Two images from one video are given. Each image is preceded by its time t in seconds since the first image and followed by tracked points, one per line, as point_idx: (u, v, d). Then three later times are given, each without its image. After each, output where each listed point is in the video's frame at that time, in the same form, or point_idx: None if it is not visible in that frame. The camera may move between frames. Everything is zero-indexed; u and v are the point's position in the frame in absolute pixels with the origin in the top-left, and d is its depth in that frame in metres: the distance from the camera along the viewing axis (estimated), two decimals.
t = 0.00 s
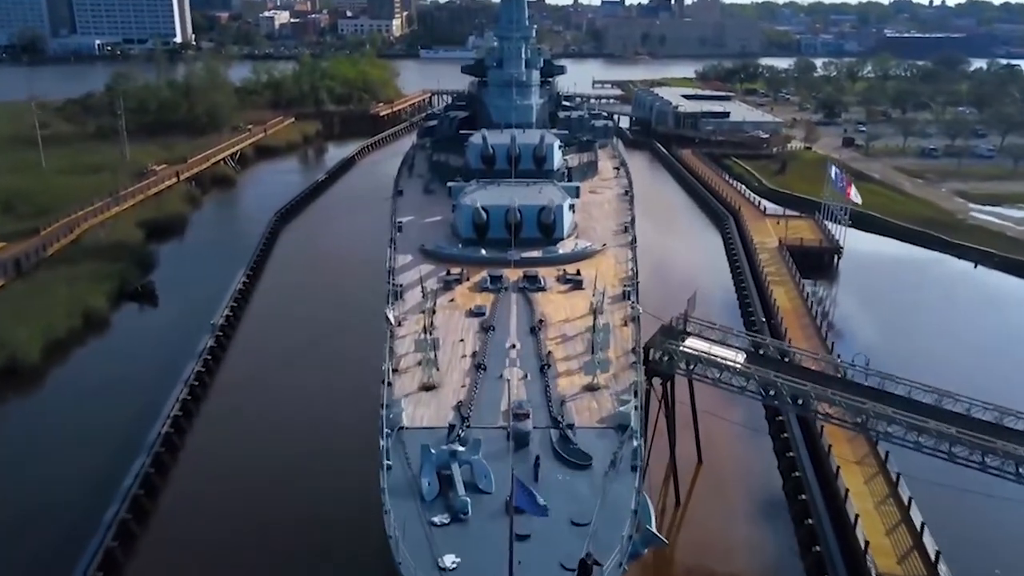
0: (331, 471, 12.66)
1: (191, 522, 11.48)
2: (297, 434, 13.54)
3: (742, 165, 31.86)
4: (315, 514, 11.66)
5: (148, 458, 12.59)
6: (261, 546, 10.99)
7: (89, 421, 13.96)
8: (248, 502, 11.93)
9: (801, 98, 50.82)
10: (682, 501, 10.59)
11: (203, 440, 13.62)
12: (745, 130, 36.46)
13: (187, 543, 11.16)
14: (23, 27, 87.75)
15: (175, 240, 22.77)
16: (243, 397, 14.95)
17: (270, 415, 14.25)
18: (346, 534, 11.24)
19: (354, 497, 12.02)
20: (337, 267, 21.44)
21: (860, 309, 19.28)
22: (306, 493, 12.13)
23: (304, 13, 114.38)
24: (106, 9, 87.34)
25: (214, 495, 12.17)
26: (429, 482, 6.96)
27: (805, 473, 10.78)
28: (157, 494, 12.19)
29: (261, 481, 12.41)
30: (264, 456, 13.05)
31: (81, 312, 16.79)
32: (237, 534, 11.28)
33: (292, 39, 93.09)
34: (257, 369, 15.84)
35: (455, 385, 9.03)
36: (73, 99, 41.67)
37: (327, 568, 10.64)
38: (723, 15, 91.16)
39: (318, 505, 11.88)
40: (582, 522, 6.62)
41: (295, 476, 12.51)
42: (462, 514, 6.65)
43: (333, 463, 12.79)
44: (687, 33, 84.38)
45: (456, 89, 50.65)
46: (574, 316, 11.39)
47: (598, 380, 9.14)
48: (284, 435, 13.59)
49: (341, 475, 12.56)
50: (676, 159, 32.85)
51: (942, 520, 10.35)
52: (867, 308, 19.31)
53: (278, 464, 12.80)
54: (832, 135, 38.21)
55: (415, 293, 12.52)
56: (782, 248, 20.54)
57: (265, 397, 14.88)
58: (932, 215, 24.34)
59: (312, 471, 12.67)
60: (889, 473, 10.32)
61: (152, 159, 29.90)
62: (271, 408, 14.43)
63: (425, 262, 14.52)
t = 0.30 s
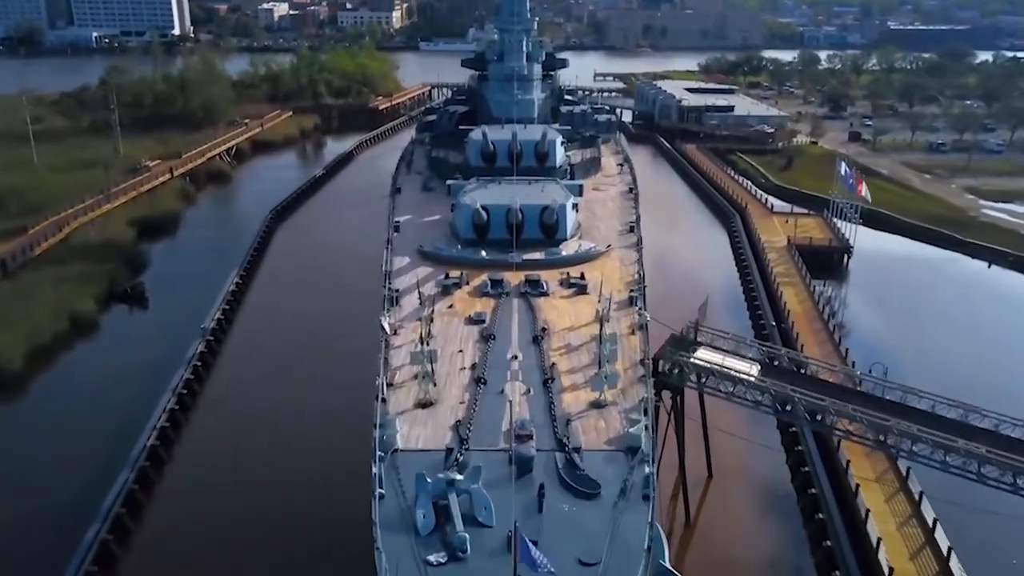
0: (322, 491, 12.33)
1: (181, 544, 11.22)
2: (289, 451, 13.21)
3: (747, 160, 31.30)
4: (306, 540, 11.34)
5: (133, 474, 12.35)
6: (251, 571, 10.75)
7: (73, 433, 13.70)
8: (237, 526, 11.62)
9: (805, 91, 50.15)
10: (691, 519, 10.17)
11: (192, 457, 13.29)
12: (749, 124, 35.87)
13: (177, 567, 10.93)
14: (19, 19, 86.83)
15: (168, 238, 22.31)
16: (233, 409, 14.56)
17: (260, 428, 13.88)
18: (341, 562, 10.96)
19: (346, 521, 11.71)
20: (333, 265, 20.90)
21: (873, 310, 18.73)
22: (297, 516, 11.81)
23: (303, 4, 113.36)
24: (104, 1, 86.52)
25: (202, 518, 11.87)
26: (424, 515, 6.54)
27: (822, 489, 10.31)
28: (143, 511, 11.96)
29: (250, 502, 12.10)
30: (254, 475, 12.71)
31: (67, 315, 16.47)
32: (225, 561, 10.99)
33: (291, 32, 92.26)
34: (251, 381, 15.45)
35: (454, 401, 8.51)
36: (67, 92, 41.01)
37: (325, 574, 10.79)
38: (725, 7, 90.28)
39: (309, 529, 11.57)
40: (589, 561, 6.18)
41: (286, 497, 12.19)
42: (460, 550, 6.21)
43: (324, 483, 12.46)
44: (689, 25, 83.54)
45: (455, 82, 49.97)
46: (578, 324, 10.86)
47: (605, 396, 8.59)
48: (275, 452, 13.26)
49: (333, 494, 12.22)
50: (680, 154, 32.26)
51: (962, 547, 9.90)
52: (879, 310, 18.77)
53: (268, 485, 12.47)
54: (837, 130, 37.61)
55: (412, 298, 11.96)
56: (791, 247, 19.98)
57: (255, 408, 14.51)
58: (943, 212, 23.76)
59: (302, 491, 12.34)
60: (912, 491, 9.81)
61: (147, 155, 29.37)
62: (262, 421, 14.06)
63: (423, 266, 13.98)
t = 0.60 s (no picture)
0: (316, 500, 11.78)
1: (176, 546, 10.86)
2: (280, 460, 12.56)
3: (752, 155, 30.66)
4: (297, 557, 10.72)
5: (111, 495, 11.55)
6: None
7: (50, 447, 12.95)
8: (227, 537, 11.09)
9: (810, 83, 49.40)
10: (703, 541, 9.61)
11: (179, 466, 12.68)
12: (755, 118, 35.22)
13: None
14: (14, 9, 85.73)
15: (158, 237, 21.66)
16: (222, 416, 13.92)
17: (250, 435, 13.22)
18: None
19: (340, 537, 11.08)
20: (329, 265, 20.22)
21: (887, 312, 18.12)
22: (288, 528, 11.24)
23: None
24: None
25: (187, 533, 11.22)
26: (417, 561, 6.03)
27: (841, 512, 9.75)
28: (120, 535, 11.20)
29: (239, 516, 11.45)
30: (242, 487, 12.06)
31: (51, 318, 15.88)
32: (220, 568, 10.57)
33: (290, 22, 91.23)
34: (243, 384, 14.87)
35: (451, 423, 7.93)
36: (60, 85, 40.30)
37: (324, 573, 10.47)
38: None
39: (300, 546, 10.93)
40: None
41: (275, 511, 11.54)
42: None
43: (317, 496, 11.83)
44: (692, 16, 82.65)
45: (455, 74, 49.24)
46: (584, 334, 10.26)
47: (613, 418, 8.01)
48: (265, 461, 12.60)
49: (326, 507, 11.59)
50: (684, 148, 31.61)
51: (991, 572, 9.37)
52: (894, 311, 18.15)
53: (258, 497, 11.83)
54: (844, 123, 36.93)
55: (408, 306, 11.35)
56: (801, 246, 19.35)
57: (243, 415, 13.84)
58: (956, 210, 23.14)
59: (295, 500, 11.79)
60: (938, 516, 9.25)
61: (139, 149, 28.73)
62: (252, 427, 13.41)
63: (420, 269, 13.39)
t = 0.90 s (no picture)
0: (310, 507, 11.26)
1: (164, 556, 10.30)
2: (275, 465, 12.01)
3: (757, 150, 30.11)
4: (289, 569, 10.18)
5: (95, 506, 10.91)
6: None
7: (27, 461, 12.25)
8: (217, 546, 10.55)
9: (814, 77, 48.75)
10: (714, 562, 9.18)
11: (168, 470, 12.14)
12: (759, 112, 34.67)
13: None
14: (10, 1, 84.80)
15: (149, 236, 21.07)
16: (214, 419, 13.36)
17: (244, 439, 12.69)
18: None
19: (338, 546, 10.56)
20: (325, 264, 19.65)
21: (900, 314, 17.58)
22: (281, 536, 10.73)
23: None
24: None
25: (177, 542, 10.67)
26: None
27: (860, 535, 9.31)
28: (100, 552, 10.49)
29: (232, 524, 10.90)
30: (237, 495, 11.52)
31: (35, 324, 15.37)
32: None
33: (289, 14, 90.33)
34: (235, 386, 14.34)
35: (448, 447, 7.43)
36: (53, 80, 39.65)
37: None
38: None
39: (302, 554, 10.41)
40: None
41: (272, 519, 11.00)
42: None
43: (316, 504, 11.27)
44: (694, 9, 81.87)
45: (455, 68, 48.60)
46: (588, 345, 9.73)
47: (622, 441, 7.50)
48: (260, 466, 12.06)
49: (328, 513, 11.02)
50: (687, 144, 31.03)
51: None
52: (907, 313, 17.61)
53: (250, 503, 11.31)
54: (850, 118, 36.36)
55: (404, 314, 10.83)
56: (810, 246, 18.80)
57: (236, 419, 13.28)
58: (967, 208, 22.61)
59: (288, 507, 11.26)
60: (962, 540, 8.80)
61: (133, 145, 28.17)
62: (243, 431, 12.89)
63: (417, 273, 12.86)
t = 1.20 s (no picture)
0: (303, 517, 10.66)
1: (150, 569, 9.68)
2: (267, 472, 11.44)
3: (763, 145, 29.47)
4: None
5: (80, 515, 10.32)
6: None
7: (0, 481, 11.49)
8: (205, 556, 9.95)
9: (819, 69, 48.03)
10: None
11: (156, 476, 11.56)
12: (765, 106, 34.00)
13: None
14: None
15: (139, 236, 20.44)
16: (205, 423, 12.79)
17: (235, 445, 12.10)
18: None
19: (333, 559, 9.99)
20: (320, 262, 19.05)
21: (916, 317, 16.97)
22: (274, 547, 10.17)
23: None
24: None
25: (164, 551, 10.09)
26: None
27: (883, 563, 8.82)
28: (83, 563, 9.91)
29: (221, 534, 10.31)
30: (229, 501, 10.95)
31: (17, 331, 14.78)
32: None
33: (287, 4, 89.36)
34: (227, 389, 13.75)
35: (444, 479, 6.88)
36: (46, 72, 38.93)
37: None
38: None
39: (299, 566, 9.81)
40: None
41: (264, 528, 10.40)
42: None
43: (311, 513, 10.71)
44: None
45: (455, 60, 47.87)
46: (594, 360, 9.14)
47: (631, 472, 6.94)
48: (252, 472, 11.48)
49: (323, 524, 10.44)
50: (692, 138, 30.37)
51: None
52: (923, 316, 16.99)
53: (241, 511, 10.75)
54: (857, 111, 35.70)
55: (398, 325, 10.24)
56: (821, 247, 18.18)
57: (227, 423, 12.70)
58: (980, 205, 21.99)
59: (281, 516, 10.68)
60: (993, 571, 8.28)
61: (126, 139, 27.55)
62: (235, 435, 12.32)
63: (414, 278, 12.27)
